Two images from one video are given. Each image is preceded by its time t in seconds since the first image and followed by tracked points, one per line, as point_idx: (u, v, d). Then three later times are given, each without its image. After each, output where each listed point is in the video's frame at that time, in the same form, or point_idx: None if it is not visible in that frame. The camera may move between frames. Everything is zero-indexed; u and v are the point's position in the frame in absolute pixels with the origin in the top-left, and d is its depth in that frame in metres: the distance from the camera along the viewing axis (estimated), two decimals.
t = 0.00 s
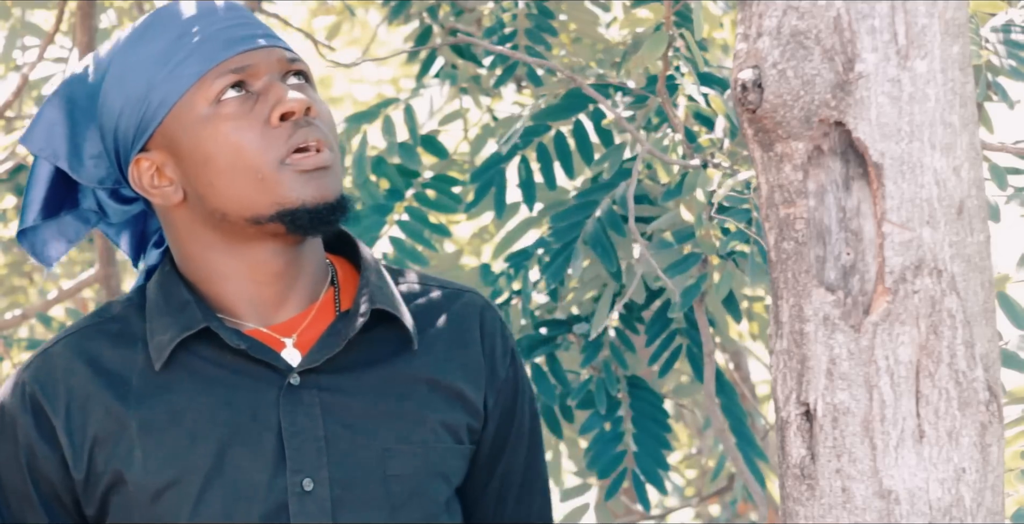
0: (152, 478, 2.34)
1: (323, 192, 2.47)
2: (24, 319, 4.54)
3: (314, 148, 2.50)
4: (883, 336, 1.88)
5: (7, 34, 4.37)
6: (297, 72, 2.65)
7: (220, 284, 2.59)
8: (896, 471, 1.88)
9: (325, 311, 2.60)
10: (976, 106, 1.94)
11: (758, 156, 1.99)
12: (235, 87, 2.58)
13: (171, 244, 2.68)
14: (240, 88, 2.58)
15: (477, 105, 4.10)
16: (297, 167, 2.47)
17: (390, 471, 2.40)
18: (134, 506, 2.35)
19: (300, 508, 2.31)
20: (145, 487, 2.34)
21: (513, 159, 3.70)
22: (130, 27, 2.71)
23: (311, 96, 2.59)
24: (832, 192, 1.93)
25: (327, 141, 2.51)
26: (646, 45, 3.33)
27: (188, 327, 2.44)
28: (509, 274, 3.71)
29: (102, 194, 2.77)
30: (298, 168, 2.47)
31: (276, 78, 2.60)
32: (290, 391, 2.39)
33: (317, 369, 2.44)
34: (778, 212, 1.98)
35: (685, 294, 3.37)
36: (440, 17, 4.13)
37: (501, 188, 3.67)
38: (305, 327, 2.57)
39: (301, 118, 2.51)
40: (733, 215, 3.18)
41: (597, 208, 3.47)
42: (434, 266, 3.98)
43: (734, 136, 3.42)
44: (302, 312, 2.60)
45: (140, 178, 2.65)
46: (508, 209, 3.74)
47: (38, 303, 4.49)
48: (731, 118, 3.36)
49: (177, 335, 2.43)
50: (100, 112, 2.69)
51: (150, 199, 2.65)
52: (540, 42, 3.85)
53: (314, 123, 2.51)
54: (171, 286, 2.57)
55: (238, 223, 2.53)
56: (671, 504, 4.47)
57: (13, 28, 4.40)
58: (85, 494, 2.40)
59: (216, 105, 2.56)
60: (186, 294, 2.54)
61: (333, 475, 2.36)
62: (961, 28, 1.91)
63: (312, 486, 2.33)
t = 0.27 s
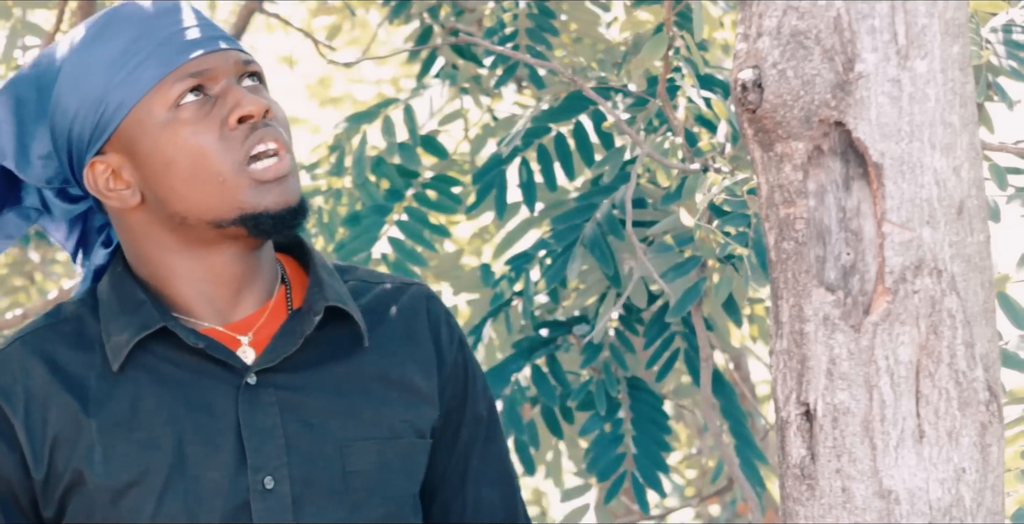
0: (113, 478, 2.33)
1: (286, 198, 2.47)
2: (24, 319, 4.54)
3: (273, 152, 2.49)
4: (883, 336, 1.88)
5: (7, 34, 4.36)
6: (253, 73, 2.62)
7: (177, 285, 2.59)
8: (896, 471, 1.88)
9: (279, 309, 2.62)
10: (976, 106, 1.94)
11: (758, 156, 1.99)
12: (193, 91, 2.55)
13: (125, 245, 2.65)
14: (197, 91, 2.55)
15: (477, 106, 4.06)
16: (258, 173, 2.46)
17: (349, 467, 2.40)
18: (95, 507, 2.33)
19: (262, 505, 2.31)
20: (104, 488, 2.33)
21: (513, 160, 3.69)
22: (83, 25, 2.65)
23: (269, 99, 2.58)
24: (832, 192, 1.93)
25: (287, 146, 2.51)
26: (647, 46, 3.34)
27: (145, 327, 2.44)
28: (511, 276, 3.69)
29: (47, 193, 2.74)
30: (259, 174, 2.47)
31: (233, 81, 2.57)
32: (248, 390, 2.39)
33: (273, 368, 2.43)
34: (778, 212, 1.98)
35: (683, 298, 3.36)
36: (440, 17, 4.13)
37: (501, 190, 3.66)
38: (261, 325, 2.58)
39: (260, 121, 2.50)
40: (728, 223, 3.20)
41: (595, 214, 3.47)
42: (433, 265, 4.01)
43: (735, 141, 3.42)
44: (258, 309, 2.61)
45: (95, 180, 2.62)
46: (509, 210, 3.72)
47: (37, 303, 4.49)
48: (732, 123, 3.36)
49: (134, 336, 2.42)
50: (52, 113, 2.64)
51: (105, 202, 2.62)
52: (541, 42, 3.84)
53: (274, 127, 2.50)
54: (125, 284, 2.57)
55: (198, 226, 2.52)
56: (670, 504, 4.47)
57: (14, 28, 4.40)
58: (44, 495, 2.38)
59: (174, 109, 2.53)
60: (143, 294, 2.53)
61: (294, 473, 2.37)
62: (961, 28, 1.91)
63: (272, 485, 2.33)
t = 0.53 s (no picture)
0: (105, 484, 2.50)
1: (285, 216, 2.61)
2: (25, 320, 4.53)
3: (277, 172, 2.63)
4: (883, 336, 1.88)
5: (8, 34, 4.36)
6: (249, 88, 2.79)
7: (171, 290, 2.78)
8: (896, 471, 1.88)
9: (264, 309, 2.81)
10: (976, 106, 1.94)
11: (758, 156, 1.99)
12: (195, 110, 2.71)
13: (120, 251, 2.84)
14: (201, 111, 2.71)
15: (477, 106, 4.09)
16: (261, 192, 2.61)
17: (338, 456, 2.59)
18: (89, 510, 2.50)
19: (255, 501, 2.50)
20: (97, 493, 2.50)
21: (512, 160, 3.68)
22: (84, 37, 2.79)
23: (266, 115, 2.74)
24: (832, 192, 1.94)
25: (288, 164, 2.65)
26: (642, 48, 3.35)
27: (132, 332, 2.63)
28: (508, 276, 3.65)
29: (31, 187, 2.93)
30: (262, 193, 2.61)
31: (234, 99, 2.73)
32: (237, 388, 2.59)
33: (260, 366, 2.64)
34: (778, 212, 1.98)
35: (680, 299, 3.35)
36: (440, 18, 4.13)
37: (499, 190, 3.63)
38: (247, 325, 2.78)
39: (263, 143, 2.65)
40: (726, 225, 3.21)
41: (591, 216, 3.46)
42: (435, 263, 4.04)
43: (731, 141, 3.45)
44: (245, 312, 2.81)
45: (94, 192, 2.79)
46: (507, 211, 3.67)
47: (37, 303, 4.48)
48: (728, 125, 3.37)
49: (120, 342, 2.62)
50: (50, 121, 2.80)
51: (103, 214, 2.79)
52: (540, 42, 3.84)
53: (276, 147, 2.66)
54: (111, 288, 2.77)
55: (200, 243, 2.69)
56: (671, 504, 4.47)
57: (14, 28, 4.40)
58: (39, 502, 2.53)
59: (178, 132, 2.68)
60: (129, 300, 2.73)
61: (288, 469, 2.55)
62: (961, 28, 1.91)
63: (266, 479, 2.51)
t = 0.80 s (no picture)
0: (119, 486, 2.43)
1: (301, 229, 2.53)
2: (25, 320, 4.53)
3: (292, 183, 2.53)
4: (883, 336, 1.89)
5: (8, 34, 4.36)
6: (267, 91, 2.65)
7: (182, 293, 2.69)
8: (896, 471, 1.88)
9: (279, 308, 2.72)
10: (976, 106, 1.94)
11: (758, 156, 1.99)
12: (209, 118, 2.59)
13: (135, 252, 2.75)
14: (215, 119, 2.59)
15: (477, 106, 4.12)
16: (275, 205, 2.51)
17: (350, 448, 2.50)
18: (103, 514, 2.43)
19: (268, 495, 2.40)
20: (111, 496, 2.43)
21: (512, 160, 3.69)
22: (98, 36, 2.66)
23: (283, 122, 2.61)
24: (832, 192, 1.94)
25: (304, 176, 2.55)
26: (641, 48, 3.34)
27: (140, 333, 2.55)
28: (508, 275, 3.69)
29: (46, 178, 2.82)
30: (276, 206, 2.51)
31: (250, 106, 2.60)
32: (246, 384, 2.50)
33: (267, 361, 2.55)
34: (778, 212, 1.98)
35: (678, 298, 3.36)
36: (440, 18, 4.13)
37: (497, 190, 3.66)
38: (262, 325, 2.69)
39: (277, 154, 2.54)
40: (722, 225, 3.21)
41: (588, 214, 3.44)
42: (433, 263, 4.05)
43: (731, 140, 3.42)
44: (261, 310, 2.71)
45: (107, 195, 2.70)
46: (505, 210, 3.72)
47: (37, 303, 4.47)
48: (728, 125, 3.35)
49: (129, 344, 2.53)
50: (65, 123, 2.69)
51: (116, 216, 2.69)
52: (541, 41, 3.85)
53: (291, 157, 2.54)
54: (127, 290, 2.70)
55: (212, 249, 2.61)
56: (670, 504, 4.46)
57: (14, 28, 4.40)
58: (56, 509, 2.46)
59: (191, 140, 2.57)
60: (140, 303, 2.64)
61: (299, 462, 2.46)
62: (961, 28, 1.91)
63: (278, 474, 2.42)
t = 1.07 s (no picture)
0: (144, 488, 2.45)
1: (313, 207, 2.55)
2: (25, 320, 4.52)
3: (303, 161, 2.56)
4: (883, 336, 1.89)
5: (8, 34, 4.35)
6: (286, 78, 2.71)
7: (207, 288, 2.72)
8: (896, 471, 1.88)
9: (307, 307, 2.73)
10: (976, 106, 1.94)
11: (758, 156, 1.99)
12: (224, 99, 2.65)
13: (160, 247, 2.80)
14: (229, 100, 2.65)
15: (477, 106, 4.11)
16: (287, 181, 2.55)
17: (377, 452, 2.50)
18: (127, 514, 2.46)
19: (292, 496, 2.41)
20: (137, 497, 2.45)
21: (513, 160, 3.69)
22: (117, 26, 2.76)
23: (299, 105, 2.66)
24: (832, 192, 1.93)
25: (318, 154, 2.57)
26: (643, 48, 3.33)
27: (167, 334, 2.58)
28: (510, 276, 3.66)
29: (83, 185, 2.90)
30: (288, 182, 2.55)
31: (265, 88, 2.66)
32: (272, 385, 2.51)
33: (295, 363, 2.56)
34: (778, 212, 1.98)
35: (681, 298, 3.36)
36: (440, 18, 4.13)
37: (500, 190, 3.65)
38: (289, 325, 2.71)
39: (290, 131, 2.57)
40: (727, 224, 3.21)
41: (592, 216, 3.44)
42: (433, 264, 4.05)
43: (733, 142, 3.49)
44: (287, 308, 2.73)
45: (126, 183, 2.75)
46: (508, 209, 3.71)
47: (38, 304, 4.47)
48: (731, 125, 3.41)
49: (156, 344, 2.56)
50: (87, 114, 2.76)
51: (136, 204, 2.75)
52: (541, 42, 3.85)
53: (305, 135, 2.58)
54: (154, 294, 2.71)
55: (226, 233, 2.64)
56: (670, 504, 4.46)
57: (14, 27, 4.39)
58: (82, 509, 2.50)
59: (205, 119, 2.63)
60: (167, 303, 2.66)
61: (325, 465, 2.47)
62: (961, 28, 1.91)
63: (304, 476, 2.43)
